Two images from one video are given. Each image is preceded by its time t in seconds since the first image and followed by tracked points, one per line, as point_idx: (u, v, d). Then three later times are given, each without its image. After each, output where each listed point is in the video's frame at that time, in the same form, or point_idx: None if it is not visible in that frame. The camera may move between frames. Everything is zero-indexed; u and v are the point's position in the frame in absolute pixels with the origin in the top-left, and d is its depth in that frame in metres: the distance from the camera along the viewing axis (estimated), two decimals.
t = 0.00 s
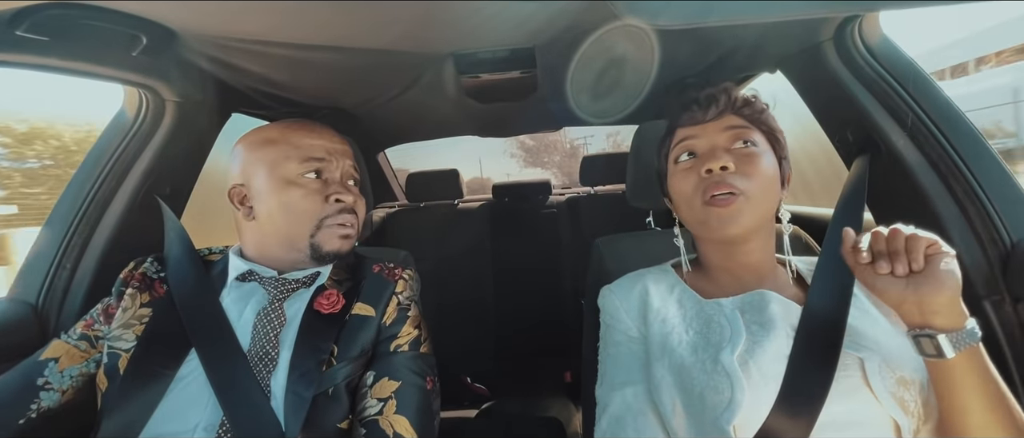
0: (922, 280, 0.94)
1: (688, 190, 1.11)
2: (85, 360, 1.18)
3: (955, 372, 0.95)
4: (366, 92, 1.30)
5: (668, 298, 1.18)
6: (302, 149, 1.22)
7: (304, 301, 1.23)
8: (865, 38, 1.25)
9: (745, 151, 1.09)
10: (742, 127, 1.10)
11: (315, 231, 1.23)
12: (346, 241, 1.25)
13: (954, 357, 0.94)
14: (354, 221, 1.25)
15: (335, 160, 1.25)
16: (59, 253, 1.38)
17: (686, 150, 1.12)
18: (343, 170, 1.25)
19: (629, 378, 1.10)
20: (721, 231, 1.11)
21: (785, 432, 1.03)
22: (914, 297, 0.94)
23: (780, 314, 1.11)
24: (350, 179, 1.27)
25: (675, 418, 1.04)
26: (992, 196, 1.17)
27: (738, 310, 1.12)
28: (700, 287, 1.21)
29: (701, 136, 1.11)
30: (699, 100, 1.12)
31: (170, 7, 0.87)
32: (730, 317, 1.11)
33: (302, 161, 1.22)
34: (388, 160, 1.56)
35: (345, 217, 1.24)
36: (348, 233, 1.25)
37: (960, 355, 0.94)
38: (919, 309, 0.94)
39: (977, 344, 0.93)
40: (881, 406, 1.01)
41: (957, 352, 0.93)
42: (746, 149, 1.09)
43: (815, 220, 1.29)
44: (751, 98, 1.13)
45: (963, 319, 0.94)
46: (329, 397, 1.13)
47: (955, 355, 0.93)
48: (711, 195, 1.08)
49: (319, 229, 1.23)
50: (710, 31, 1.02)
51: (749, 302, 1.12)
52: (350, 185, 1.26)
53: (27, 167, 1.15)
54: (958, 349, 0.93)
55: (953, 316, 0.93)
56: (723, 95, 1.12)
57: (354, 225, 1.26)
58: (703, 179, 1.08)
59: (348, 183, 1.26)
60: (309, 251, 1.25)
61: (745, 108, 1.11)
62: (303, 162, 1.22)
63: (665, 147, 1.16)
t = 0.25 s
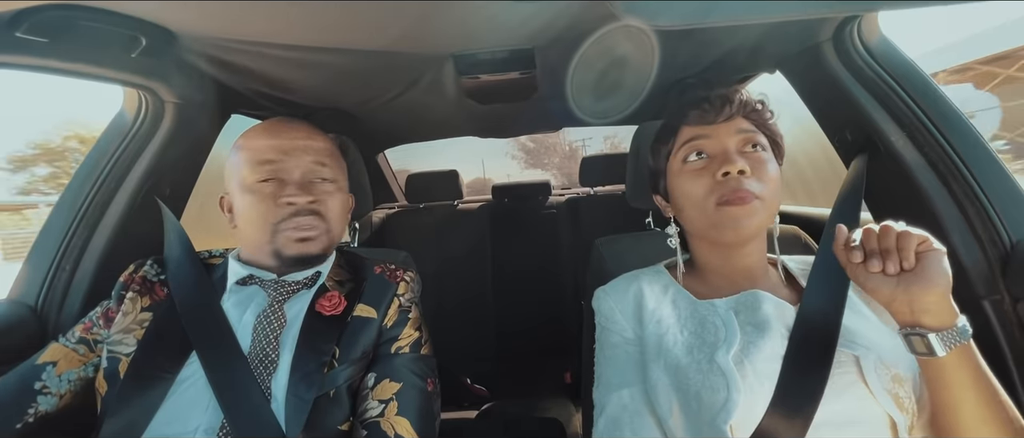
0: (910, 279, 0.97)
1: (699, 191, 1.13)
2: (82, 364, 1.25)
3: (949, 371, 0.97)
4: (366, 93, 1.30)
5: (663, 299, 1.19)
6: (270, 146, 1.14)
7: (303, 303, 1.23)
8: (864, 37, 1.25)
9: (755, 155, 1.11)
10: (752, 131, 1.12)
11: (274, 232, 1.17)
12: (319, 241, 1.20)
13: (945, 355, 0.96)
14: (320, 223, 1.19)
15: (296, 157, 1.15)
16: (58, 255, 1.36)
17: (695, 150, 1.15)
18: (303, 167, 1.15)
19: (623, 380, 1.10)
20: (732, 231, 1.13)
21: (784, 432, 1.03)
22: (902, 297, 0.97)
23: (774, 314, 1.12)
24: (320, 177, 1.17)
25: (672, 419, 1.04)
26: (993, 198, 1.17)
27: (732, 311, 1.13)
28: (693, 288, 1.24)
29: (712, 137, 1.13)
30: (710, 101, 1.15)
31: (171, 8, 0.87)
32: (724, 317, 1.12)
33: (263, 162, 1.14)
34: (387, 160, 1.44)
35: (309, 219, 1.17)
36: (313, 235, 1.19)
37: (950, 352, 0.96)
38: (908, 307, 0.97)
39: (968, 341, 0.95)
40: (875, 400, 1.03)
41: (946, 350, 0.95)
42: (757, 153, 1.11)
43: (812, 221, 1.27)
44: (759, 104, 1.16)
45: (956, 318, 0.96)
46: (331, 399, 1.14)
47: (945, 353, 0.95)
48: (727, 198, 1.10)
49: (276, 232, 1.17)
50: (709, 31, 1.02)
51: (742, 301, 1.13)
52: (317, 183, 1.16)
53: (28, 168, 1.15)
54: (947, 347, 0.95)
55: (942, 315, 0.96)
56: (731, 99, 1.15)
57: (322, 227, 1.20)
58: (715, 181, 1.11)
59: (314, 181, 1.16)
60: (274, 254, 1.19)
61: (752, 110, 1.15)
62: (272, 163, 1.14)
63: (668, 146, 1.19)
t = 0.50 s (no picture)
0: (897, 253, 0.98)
1: (701, 200, 1.09)
2: (80, 370, 1.18)
3: (942, 346, 0.97)
4: (365, 93, 1.30)
5: (659, 299, 1.19)
6: (264, 143, 1.16)
7: (298, 306, 1.23)
8: (863, 39, 1.26)
9: (756, 164, 1.08)
10: (753, 139, 1.10)
11: (270, 228, 1.15)
12: (266, 242, 1.16)
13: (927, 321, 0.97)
14: (266, 220, 1.14)
15: (291, 154, 1.18)
16: (57, 255, 1.37)
17: (696, 157, 1.11)
18: (254, 164, 1.14)
19: (623, 379, 1.10)
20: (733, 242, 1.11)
21: (784, 434, 1.03)
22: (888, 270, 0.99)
23: (770, 312, 1.12)
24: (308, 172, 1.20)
25: (670, 417, 1.04)
26: (991, 196, 1.17)
27: (729, 310, 1.13)
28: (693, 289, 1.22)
29: (713, 144, 1.10)
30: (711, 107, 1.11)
31: (169, 9, 0.87)
32: (721, 317, 1.12)
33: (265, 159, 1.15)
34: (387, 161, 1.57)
35: (257, 215, 1.13)
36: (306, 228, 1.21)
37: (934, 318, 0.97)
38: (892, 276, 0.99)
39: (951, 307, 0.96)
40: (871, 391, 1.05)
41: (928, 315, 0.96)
42: (758, 161, 1.08)
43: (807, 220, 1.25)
44: (760, 108, 1.13)
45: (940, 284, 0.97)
46: (328, 403, 1.13)
47: (927, 319, 0.97)
48: (728, 208, 1.07)
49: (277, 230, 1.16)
50: (709, 31, 1.02)
51: (740, 300, 1.13)
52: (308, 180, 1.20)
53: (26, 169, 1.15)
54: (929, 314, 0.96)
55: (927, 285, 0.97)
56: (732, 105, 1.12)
57: (275, 226, 1.16)
58: (718, 191, 1.07)
59: (265, 177, 1.14)
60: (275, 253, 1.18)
61: (753, 117, 1.11)
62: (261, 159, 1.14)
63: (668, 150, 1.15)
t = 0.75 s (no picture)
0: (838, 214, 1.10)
1: (713, 206, 1.07)
2: (77, 371, 1.19)
3: (906, 299, 1.03)
4: (365, 92, 1.30)
5: (657, 296, 1.19)
6: (290, 144, 1.14)
7: (297, 306, 1.22)
8: (863, 38, 1.26)
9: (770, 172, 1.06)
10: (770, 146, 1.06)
11: (295, 231, 1.16)
12: (290, 244, 1.17)
13: (869, 264, 1.07)
14: (293, 222, 1.15)
15: (321, 157, 1.18)
16: (56, 256, 1.37)
17: (710, 160, 1.07)
18: (281, 165, 1.13)
19: (622, 377, 1.10)
20: (738, 249, 1.10)
21: (783, 434, 1.03)
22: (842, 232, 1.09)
23: (766, 309, 1.12)
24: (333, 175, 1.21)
25: (669, 414, 1.04)
26: (991, 195, 1.17)
27: (727, 307, 1.12)
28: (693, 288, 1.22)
29: (731, 149, 1.06)
30: (729, 112, 1.08)
31: (169, 9, 0.87)
32: (718, 313, 1.11)
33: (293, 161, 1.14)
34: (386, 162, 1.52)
35: (282, 217, 1.14)
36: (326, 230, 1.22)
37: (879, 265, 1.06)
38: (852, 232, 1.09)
39: (886, 249, 1.06)
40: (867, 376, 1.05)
41: (867, 259, 1.07)
42: (772, 170, 1.06)
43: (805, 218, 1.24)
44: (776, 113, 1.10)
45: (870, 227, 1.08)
46: (328, 402, 1.13)
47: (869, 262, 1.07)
48: (740, 217, 1.06)
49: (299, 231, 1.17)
50: (709, 30, 1.02)
51: (737, 294, 1.13)
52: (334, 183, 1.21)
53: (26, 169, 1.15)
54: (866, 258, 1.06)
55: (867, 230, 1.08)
56: (747, 109, 1.08)
57: (299, 228, 1.16)
58: (731, 199, 1.05)
59: (291, 179, 1.13)
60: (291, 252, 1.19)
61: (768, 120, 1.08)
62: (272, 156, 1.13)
63: (680, 149, 1.12)
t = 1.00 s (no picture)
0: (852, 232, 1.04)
1: (727, 217, 1.07)
2: (72, 371, 1.19)
3: (916, 314, 0.99)
4: (366, 92, 1.30)
5: (664, 295, 1.19)
6: (324, 149, 1.18)
7: (300, 307, 1.22)
8: (864, 36, 1.26)
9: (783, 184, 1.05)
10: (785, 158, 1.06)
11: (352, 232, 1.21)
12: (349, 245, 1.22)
13: (890, 289, 1.01)
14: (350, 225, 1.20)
15: (330, 160, 1.18)
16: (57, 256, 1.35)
17: (725, 170, 1.07)
18: (338, 171, 1.19)
19: (628, 374, 1.11)
20: (748, 260, 1.11)
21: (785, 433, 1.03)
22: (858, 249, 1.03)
23: (772, 307, 1.12)
24: (347, 180, 1.21)
25: (675, 411, 1.04)
26: (992, 195, 1.18)
27: (732, 305, 1.13)
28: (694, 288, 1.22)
29: (745, 160, 1.06)
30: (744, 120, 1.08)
31: (170, 8, 0.87)
32: (725, 312, 1.12)
33: (298, 162, 1.16)
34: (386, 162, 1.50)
35: (342, 221, 1.19)
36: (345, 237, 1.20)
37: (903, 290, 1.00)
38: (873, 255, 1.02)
39: (909, 275, 1.00)
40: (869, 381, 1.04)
41: (889, 284, 1.00)
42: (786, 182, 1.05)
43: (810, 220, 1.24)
44: (790, 123, 1.09)
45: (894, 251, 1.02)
46: (332, 401, 1.13)
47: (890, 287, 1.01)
48: (753, 229, 1.06)
49: (314, 233, 1.17)
50: (710, 29, 1.02)
51: (742, 293, 1.13)
52: (348, 187, 1.20)
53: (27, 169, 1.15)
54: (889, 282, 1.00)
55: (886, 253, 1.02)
56: (759, 120, 1.08)
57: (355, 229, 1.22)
58: (744, 211, 1.05)
59: (343, 183, 1.20)
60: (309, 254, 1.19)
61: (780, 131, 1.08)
62: (311, 163, 1.17)
63: (692, 157, 1.11)
